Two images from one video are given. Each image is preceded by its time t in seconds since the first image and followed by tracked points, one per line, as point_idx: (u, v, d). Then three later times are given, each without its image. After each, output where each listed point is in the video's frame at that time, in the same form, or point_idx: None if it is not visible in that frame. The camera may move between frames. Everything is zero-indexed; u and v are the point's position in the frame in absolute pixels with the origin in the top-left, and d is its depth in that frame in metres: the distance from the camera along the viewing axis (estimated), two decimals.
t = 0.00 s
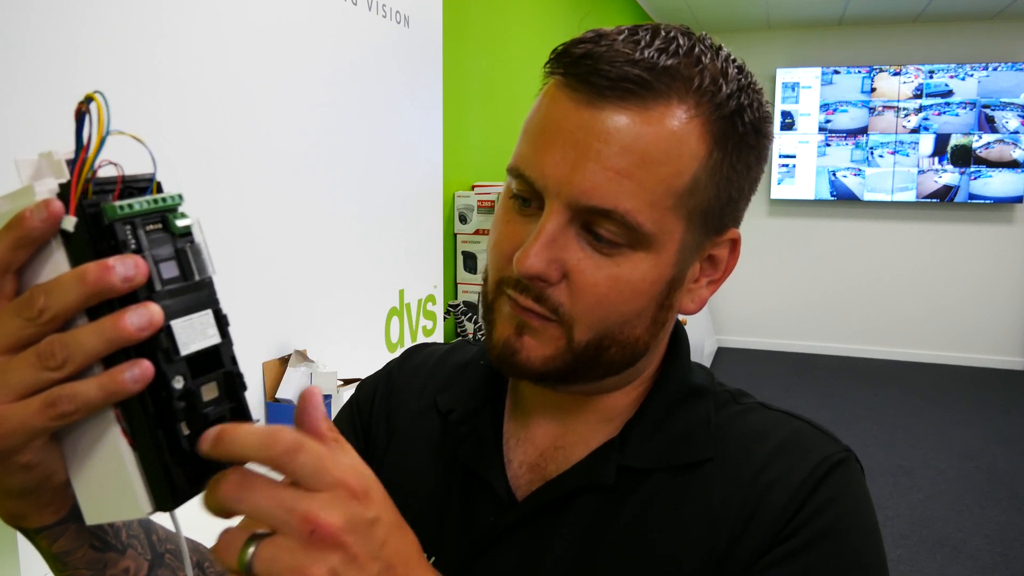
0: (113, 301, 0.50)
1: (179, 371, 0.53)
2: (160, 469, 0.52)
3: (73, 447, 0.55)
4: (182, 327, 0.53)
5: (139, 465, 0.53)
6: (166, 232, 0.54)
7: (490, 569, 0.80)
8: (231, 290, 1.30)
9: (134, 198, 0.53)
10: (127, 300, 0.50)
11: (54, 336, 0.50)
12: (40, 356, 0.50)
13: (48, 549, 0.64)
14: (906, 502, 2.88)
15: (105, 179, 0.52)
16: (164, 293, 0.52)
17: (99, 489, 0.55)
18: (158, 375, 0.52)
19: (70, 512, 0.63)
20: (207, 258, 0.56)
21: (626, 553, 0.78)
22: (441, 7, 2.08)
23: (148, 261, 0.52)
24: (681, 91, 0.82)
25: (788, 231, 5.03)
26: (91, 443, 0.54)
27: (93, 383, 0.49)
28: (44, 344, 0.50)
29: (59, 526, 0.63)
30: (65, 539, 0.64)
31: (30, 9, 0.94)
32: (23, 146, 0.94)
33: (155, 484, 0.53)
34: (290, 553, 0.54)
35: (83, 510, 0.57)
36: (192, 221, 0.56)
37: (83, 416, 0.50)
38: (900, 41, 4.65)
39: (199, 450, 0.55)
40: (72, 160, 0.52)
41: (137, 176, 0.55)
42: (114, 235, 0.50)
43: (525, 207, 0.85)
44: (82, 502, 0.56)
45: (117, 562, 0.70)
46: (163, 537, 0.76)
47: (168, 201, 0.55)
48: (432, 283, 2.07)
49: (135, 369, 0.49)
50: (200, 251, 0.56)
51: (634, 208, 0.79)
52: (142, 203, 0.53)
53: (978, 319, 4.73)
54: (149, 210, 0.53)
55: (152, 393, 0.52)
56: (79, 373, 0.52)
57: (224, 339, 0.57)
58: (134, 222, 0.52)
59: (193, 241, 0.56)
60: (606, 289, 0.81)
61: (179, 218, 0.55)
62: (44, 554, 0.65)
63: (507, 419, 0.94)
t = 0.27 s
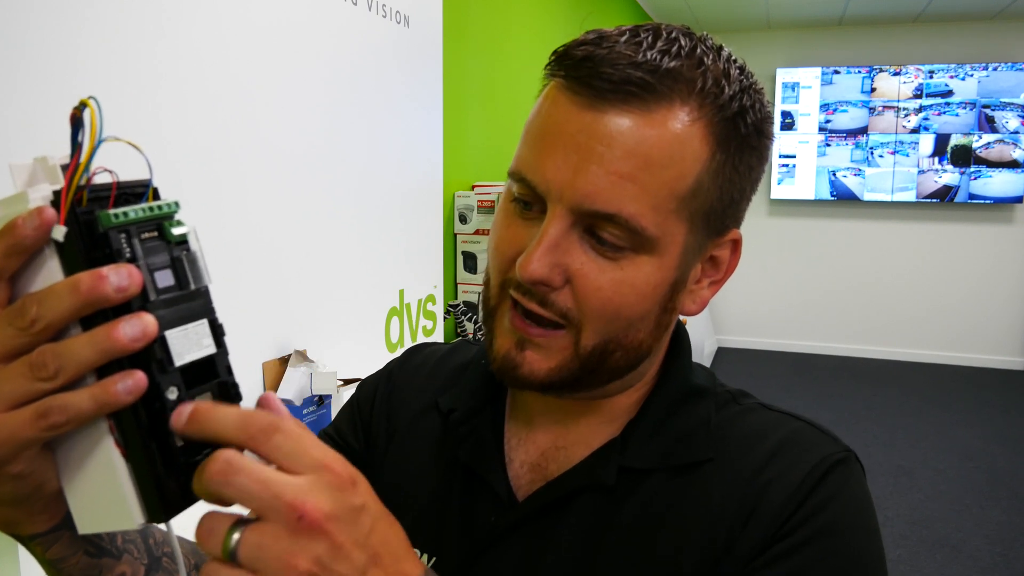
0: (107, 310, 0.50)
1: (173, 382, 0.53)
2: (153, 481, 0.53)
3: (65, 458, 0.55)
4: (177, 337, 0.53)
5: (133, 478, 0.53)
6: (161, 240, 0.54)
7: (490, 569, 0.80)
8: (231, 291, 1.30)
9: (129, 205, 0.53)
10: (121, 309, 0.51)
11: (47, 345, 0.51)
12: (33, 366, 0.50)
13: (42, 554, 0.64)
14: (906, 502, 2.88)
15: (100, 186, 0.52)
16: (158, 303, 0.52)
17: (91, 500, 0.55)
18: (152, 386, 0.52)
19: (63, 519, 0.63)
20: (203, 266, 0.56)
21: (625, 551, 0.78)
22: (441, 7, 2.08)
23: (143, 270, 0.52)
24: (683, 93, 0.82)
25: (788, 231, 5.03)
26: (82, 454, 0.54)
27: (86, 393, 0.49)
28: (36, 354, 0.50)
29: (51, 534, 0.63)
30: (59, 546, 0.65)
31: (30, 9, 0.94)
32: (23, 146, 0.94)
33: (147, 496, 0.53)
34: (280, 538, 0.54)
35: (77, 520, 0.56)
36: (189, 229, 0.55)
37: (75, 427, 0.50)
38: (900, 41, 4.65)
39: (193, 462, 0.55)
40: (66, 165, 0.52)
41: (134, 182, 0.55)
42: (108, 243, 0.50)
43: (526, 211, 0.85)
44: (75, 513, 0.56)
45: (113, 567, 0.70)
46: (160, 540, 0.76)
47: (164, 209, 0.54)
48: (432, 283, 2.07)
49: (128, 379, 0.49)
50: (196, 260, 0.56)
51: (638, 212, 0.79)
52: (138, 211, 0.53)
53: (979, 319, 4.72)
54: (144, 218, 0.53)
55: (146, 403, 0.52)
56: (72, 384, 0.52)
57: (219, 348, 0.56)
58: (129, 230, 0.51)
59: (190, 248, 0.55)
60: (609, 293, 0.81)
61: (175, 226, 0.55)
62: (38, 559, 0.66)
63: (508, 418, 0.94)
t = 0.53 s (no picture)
0: (91, 318, 0.50)
1: (157, 391, 0.52)
2: (134, 490, 0.52)
3: (50, 464, 0.55)
4: (162, 346, 0.52)
5: (115, 487, 0.52)
6: (151, 246, 0.53)
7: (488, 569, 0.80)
8: (232, 292, 1.31)
9: (118, 211, 0.52)
10: (106, 317, 0.50)
11: (31, 351, 0.51)
12: (16, 372, 0.50)
13: (31, 557, 0.65)
14: (906, 502, 2.88)
15: (90, 191, 0.52)
16: (143, 311, 0.51)
17: (74, 508, 0.54)
18: (135, 395, 0.51)
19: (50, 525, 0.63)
20: (193, 275, 0.56)
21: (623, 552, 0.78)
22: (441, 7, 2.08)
23: (130, 278, 0.51)
24: (682, 96, 0.82)
25: (787, 232, 5.03)
26: (66, 460, 0.54)
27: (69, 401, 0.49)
28: (20, 359, 0.50)
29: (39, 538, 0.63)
30: (46, 550, 0.65)
31: (30, 9, 0.94)
32: (23, 146, 0.95)
33: (130, 507, 0.52)
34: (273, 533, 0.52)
35: (61, 525, 0.56)
36: (179, 236, 0.55)
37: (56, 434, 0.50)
38: (900, 42, 4.65)
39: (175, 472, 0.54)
40: (59, 170, 0.52)
41: (126, 188, 0.54)
42: (95, 250, 0.50)
43: (524, 213, 0.85)
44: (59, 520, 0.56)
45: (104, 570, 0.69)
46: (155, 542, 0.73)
47: (155, 215, 0.54)
48: (432, 283, 2.07)
49: (110, 389, 0.49)
50: (186, 267, 0.55)
51: (635, 215, 0.79)
52: (127, 217, 0.52)
53: (979, 319, 4.73)
54: (133, 225, 0.52)
55: (129, 413, 0.51)
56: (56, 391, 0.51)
57: (206, 358, 0.56)
58: (117, 237, 0.51)
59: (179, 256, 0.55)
60: (606, 296, 0.81)
61: (165, 233, 0.54)
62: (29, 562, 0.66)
63: (507, 419, 0.94)
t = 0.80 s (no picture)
0: (78, 319, 0.49)
1: (145, 392, 0.52)
2: (124, 491, 0.52)
3: (42, 466, 0.54)
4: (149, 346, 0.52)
5: (104, 489, 0.52)
6: (138, 247, 0.53)
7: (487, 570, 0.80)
8: (232, 292, 1.31)
9: (104, 212, 0.52)
10: (93, 318, 0.50)
11: (19, 353, 0.50)
12: (4, 374, 0.49)
13: (23, 559, 0.64)
14: (906, 502, 2.88)
15: (73, 193, 0.51)
16: (130, 312, 0.51)
17: (66, 510, 0.54)
18: (123, 397, 0.51)
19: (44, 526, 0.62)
20: (180, 275, 0.55)
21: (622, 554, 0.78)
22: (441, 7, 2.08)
23: (116, 278, 0.51)
24: (674, 95, 0.82)
25: (787, 232, 5.03)
26: (55, 462, 0.53)
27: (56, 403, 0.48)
28: (7, 362, 0.49)
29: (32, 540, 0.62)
30: (39, 552, 0.64)
31: (30, 9, 0.94)
32: (22, 146, 0.95)
33: (120, 507, 0.52)
34: None
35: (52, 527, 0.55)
36: (166, 237, 0.55)
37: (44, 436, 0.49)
38: (900, 42, 4.65)
39: (164, 473, 0.54)
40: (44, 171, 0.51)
41: (111, 189, 0.54)
42: (81, 251, 0.50)
43: (517, 213, 0.85)
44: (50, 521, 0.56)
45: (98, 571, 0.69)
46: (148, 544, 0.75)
47: (142, 216, 0.54)
48: (432, 283, 2.07)
49: (97, 390, 0.48)
50: (173, 268, 0.55)
51: (628, 214, 0.79)
52: (112, 218, 0.52)
53: (978, 319, 4.73)
54: (118, 226, 0.52)
55: (118, 413, 0.51)
56: (44, 393, 0.51)
57: (195, 358, 0.56)
58: (103, 238, 0.51)
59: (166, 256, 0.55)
60: (600, 295, 0.81)
61: (152, 234, 0.54)
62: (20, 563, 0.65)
63: (503, 421, 0.94)
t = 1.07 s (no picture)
0: (63, 324, 0.49)
1: (132, 397, 0.51)
2: (112, 496, 0.51)
3: (28, 474, 0.53)
4: (134, 350, 0.51)
5: (91, 495, 0.51)
6: (123, 251, 0.52)
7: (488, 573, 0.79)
8: (231, 292, 1.30)
9: (88, 216, 0.51)
10: (77, 323, 0.49)
11: None
12: None
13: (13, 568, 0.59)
14: (906, 502, 2.88)
15: (57, 197, 0.50)
16: (115, 315, 0.50)
17: (54, 519, 0.53)
18: (109, 401, 0.50)
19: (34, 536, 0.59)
20: (166, 278, 0.55)
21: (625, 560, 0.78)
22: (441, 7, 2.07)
23: (100, 282, 0.50)
24: (659, 92, 0.82)
25: (788, 232, 5.03)
26: (41, 469, 0.52)
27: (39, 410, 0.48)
28: None
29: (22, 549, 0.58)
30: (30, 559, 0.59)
31: (29, 9, 0.94)
32: (21, 146, 0.94)
33: (108, 513, 0.51)
34: None
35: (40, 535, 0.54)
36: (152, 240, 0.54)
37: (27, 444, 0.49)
38: (900, 42, 4.64)
39: (152, 478, 0.53)
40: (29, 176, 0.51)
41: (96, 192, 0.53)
42: (66, 255, 0.49)
43: (507, 213, 0.85)
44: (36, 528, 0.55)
45: None
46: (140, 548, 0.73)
47: (127, 219, 0.53)
48: (432, 283, 2.06)
49: (81, 395, 0.48)
50: (159, 271, 0.54)
51: (616, 212, 0.79)
52: (97, 222, 0.51)
53: (979, 319, 4.72)
54: (103, 230, 0.51)
55: (104, 418, 0.51)
56: (29, 399, 0.50)
57: (182, 361, 0.55)
58: (87, 242, 0.50)
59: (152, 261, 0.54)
60: (590, 293, 0.81)
61: (137, 237, 0.53)
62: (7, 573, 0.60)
63: (501, 423, 0.93)
